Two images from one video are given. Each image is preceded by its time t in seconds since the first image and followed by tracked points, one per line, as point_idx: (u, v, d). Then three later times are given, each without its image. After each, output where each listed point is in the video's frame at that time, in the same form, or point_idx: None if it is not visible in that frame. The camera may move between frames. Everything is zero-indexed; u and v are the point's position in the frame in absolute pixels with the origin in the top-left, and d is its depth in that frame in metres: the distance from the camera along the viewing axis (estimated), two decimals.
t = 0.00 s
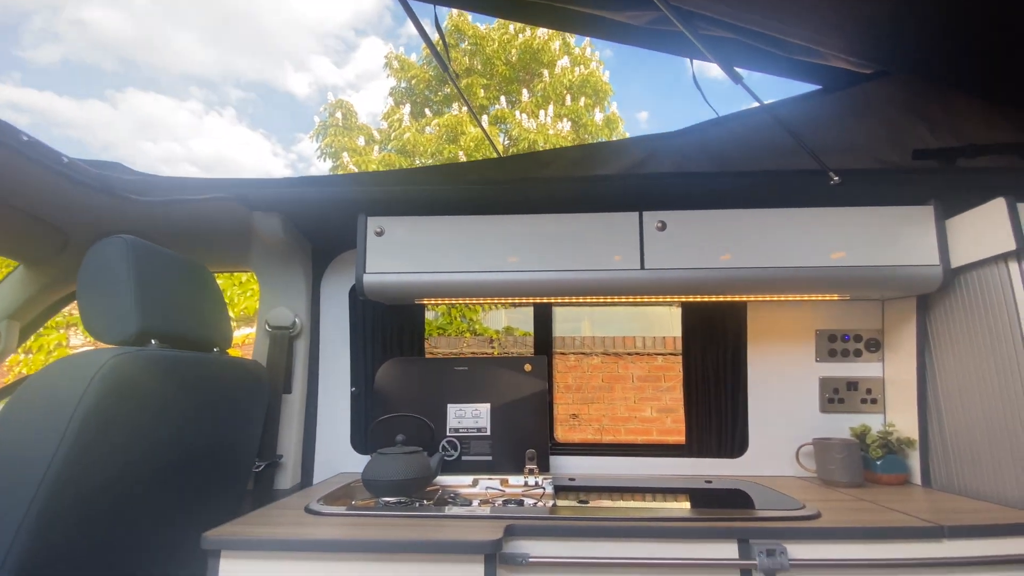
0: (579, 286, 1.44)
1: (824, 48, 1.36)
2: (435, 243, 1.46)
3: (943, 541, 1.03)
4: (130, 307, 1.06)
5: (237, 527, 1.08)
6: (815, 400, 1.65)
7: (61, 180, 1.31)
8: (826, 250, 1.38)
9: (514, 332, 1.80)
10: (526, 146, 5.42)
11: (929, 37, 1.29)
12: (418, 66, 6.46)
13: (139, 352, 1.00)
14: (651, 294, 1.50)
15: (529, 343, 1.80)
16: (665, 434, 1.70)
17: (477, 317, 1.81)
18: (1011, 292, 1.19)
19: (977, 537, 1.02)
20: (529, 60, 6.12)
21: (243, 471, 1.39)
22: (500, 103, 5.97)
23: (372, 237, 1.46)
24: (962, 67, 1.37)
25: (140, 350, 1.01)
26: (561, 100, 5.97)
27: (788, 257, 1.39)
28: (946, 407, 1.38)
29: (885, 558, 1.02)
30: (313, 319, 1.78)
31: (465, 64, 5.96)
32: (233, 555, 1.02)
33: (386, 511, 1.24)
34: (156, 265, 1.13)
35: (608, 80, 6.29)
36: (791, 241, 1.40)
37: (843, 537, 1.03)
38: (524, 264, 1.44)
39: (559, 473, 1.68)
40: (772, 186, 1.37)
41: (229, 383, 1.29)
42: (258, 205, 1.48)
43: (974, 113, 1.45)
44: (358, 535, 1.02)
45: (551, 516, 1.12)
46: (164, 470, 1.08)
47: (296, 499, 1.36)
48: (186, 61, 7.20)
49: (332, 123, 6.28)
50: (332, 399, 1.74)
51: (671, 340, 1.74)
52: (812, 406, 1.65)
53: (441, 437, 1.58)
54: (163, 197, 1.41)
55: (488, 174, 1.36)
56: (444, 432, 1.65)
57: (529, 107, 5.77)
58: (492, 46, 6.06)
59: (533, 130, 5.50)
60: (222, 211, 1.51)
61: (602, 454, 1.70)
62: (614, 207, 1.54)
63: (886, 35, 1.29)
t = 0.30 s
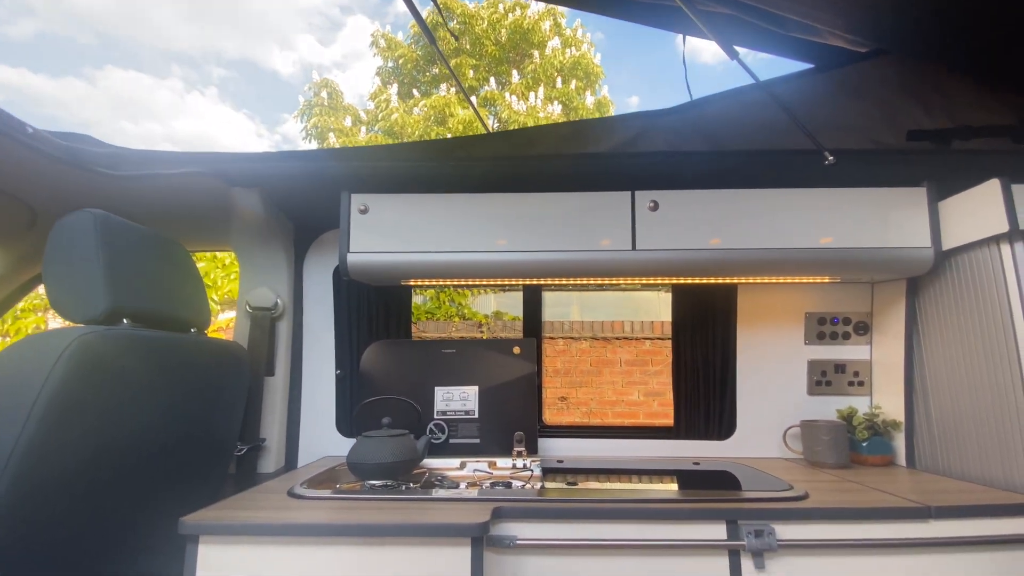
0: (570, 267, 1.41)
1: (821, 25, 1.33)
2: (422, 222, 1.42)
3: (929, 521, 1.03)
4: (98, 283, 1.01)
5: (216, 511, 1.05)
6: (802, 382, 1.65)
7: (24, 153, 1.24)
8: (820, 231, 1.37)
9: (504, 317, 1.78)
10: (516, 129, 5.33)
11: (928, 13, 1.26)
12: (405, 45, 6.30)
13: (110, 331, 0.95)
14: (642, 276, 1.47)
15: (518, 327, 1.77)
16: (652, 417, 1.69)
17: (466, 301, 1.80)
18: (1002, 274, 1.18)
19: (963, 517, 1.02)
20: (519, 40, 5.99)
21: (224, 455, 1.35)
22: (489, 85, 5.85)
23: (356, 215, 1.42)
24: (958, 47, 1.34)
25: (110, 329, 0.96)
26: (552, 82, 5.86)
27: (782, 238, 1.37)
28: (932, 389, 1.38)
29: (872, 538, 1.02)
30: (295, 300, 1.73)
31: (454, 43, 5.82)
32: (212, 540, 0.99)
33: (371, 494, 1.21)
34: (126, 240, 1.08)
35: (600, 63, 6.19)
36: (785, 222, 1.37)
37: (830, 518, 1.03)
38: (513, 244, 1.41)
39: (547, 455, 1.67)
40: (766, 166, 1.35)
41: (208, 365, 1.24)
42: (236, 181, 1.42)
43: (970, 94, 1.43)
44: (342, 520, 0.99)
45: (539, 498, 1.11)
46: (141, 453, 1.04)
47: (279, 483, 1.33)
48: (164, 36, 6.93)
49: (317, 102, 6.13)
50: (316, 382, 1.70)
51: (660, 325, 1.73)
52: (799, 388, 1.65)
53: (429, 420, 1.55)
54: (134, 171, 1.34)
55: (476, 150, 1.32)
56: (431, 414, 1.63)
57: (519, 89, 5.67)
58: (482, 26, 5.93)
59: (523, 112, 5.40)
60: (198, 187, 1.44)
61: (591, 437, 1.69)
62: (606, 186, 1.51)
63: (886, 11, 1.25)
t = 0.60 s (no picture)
0: (564, 245, 1.37)
1: None
2: (412, 197, 1.37)
3: (923, 500, 1.03)
4: (69, 257, 0.96)
5: (199, 494, 1.02)
6: (795, 363, 1.65)
7: None
8: (819, 209, 1.34)
9: (496, 301, 1.74)
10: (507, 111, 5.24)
11: None
12: (394, 22, 6.14)
13: (81, 307, 0.91)
14: (637, 255, 1.44)
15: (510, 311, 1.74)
16: (642, 400, 1.68)
17: (456, 284, 1.75)
18: (1000, 253, 1.17)
19: (956, 496, 1.02)
20: (511, 19, 5.86)
21: (207, 437, 1.31)
22: (480, 65, 5.73)
23: (343, 190, 1.37)
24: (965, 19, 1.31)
25: (81, 307, 0.91)
26: (544, 62, 5.76)
27: (781, 216, 1.34)
28: (926, 369, 1.38)
29: (866, 517, 1.02)
30: (280, 278, 1.68)
31: (444, 21, 5.67)
32: (195, 523, 0.96)
33: (360, 475, 1.18)
34: (97, 213, 1.02)
35: (593, 43, 6.08)
36: (784, 201, 1.35)
37: (825, 497, 1.02)
38: (506, 221, 1.37)
39: (540, 436, 1.66)
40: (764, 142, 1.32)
41: (188, 345, 1.20)
42: (217, 153, 1.36)
43: (973, 70, 1.40)
44: (330, 502, 0.97)
45: (533, 478, 1.09)
46: (119, 434, 1.00)
47: (266, 465, 1.30)
48: (144, 9, 6.70)
49: (303, 81, 5.98)
50: (304, 363, 1.66)
51: (651, 309, 1.71)
52: (792, 369, 1.65)
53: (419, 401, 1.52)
54: (107, 141, 1.26)
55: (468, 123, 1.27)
56: (422, 396, 1.60)
57: (511, 70, 5.56)
58: (472, 4, 5.81)
59: (514, 93, 5.31)
60: (177, 160, 1.38)
61: (583, 417, 1.68)
62: (601, 162, 1.46)
63: None
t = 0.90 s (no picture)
0: (559, 225, 1.34)
1: None
2: (403, 175, 1.33)
3: (916, 481, 1.03)
4: (40, 232, 0.91)
5: (183, 478, 0.99)
6: (788, 345, 1.64)
7: None
8: (817, 189, 1.32)
9: (487, 285, 1.71)
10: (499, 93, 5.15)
11: None
12: None
13: (53, 284, 0.87)
14: (633, 236, 1.42)
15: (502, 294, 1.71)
16: (632, 384, 1.68)
17: (447, 269, 1.73)
18: (996, 234, 1.16)
19: (948, 477, 1.03)
20: None
21: (191, 420, 1.28)
22: (471, 45, 5.62)
23: (330, 166, 1.32)
24: None
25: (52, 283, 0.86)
26: (537, 44, 5.66)
27: (778, 197, 1.32)
28: (918, 352, 1.39)
29: (858, 498, 1.02)
30: (266, 259, 1.63)
31: None
32: (179, 507, 0.93)
33: (349, 458, 1.16)
34: (69, 185, 0.97)
35: (587, 24, 5.98)
36: (781, 181, 1.32)
37: (820, 478, 1.02)
38: (499, 199, 1.33)
39: (532, 418, 1.64)
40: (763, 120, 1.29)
41: (169, 325, 1.16)
42: (198, 126, 1.30)
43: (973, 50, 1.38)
44: (319, 485, 0.94)
45: (526, 461, 1.07)
46: (95, 417, 0.96)
47: (253, 449, 1.28)
48: None
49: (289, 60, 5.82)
50: (292, 345, 1.63)
51: (642, 294, 1.70)
52: (785, 351, 1.64)
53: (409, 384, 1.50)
54: (80, 111, 1.20)
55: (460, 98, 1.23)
56: (413, 378, 1.58)
57: (502, 51, 5.45)
58: None
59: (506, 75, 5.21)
60: (155, 134, 1.32)
61: (576, 399, 1.67)
62: (597, 140, 1.43)
63: None
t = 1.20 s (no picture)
0: (552, 204, 1.32)
1: None
2: (391, 150, 1.29)
3: (905, 460, 1.04)
4: (8, 204, 0.86)
5: (165, 460, 0.96)
6: (780, 327, 1.65)
7: None
8: (813, 168, 1.31)
9: (478, 270, 1.68)
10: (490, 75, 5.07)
11: None
12: None
13: (26, 260, 0.82)
14: (626, 216, 1.40)
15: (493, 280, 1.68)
16: (622, 367, 1.67)
17: (437, 253, 1.69)
18: (990, 215, 1.16)
19: (937, 455, 1.04)
20: None
21: (172, 401, 1.25)
22: (462, 25, 5.50)
23: (315, 141, 1.28)
24: None
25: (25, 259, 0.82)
26: (529, 25, 5.56)
27: (774, 177, 1.30)
28: (907, 334, 1.39)
29: (848, 477, 1.03)
30: (251, 239, 1.59)
31: None
32: (161, 489, 0.90)
33: (338, 439, 1.14)
34: (38, 155, 0.91)
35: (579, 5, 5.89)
36: (777, 161, 1.31)
37: (811, 457, 1.02)
38: (491, 177, 1.30)
39: (523, 400, 1.63)
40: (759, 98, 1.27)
41: (147, 304, 1.12)
42: (178, 98, 1.25)
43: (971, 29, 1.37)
44: (307, 467, 0.92)
45: (517, 441, 1.06)
46: (72, 398, 0.93)
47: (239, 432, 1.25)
48: None
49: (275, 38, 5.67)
50: (279, 326, 1.59)
51: (633, 279, 1.68)
52: (776, 333, 1.65)
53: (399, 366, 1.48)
54: (53, 83, 1.15)
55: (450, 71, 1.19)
56: (403, 360, 1.55)
57: (494, 31, 5.35)
58: None
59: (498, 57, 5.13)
60: (132, 105, 1.27)
61: (568, 381, 1.66)
62: (590, 118, 1.40)
63: None
